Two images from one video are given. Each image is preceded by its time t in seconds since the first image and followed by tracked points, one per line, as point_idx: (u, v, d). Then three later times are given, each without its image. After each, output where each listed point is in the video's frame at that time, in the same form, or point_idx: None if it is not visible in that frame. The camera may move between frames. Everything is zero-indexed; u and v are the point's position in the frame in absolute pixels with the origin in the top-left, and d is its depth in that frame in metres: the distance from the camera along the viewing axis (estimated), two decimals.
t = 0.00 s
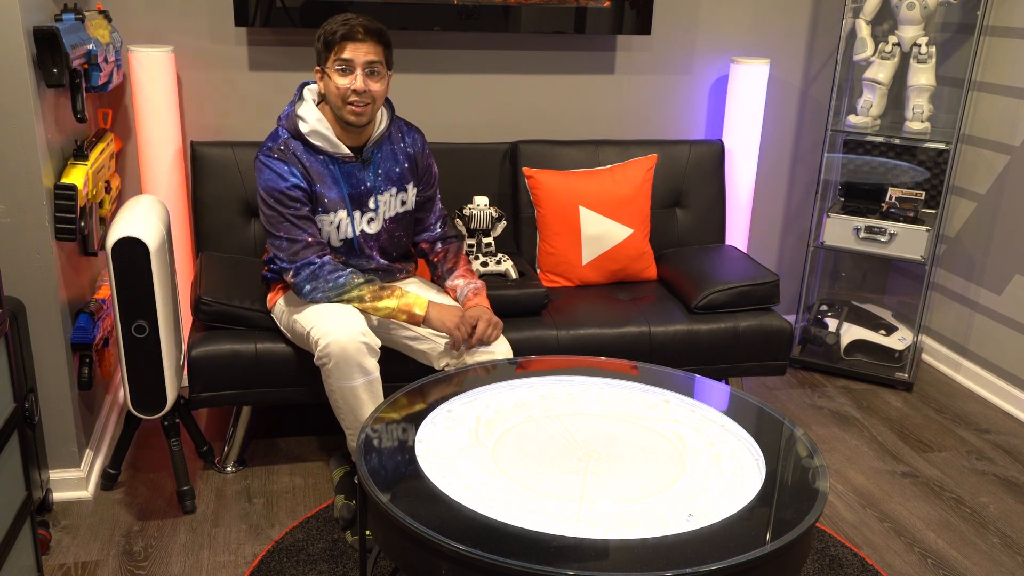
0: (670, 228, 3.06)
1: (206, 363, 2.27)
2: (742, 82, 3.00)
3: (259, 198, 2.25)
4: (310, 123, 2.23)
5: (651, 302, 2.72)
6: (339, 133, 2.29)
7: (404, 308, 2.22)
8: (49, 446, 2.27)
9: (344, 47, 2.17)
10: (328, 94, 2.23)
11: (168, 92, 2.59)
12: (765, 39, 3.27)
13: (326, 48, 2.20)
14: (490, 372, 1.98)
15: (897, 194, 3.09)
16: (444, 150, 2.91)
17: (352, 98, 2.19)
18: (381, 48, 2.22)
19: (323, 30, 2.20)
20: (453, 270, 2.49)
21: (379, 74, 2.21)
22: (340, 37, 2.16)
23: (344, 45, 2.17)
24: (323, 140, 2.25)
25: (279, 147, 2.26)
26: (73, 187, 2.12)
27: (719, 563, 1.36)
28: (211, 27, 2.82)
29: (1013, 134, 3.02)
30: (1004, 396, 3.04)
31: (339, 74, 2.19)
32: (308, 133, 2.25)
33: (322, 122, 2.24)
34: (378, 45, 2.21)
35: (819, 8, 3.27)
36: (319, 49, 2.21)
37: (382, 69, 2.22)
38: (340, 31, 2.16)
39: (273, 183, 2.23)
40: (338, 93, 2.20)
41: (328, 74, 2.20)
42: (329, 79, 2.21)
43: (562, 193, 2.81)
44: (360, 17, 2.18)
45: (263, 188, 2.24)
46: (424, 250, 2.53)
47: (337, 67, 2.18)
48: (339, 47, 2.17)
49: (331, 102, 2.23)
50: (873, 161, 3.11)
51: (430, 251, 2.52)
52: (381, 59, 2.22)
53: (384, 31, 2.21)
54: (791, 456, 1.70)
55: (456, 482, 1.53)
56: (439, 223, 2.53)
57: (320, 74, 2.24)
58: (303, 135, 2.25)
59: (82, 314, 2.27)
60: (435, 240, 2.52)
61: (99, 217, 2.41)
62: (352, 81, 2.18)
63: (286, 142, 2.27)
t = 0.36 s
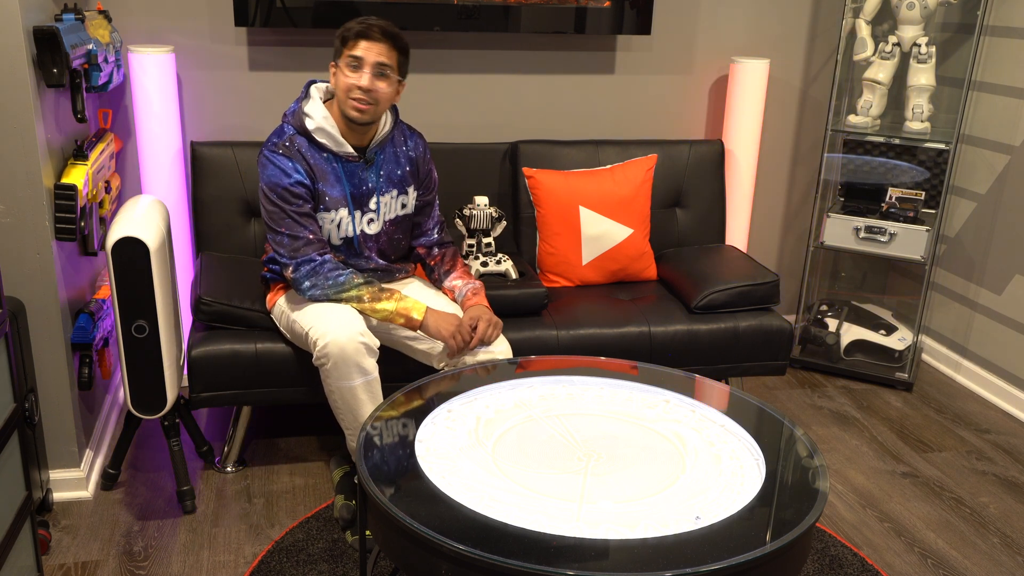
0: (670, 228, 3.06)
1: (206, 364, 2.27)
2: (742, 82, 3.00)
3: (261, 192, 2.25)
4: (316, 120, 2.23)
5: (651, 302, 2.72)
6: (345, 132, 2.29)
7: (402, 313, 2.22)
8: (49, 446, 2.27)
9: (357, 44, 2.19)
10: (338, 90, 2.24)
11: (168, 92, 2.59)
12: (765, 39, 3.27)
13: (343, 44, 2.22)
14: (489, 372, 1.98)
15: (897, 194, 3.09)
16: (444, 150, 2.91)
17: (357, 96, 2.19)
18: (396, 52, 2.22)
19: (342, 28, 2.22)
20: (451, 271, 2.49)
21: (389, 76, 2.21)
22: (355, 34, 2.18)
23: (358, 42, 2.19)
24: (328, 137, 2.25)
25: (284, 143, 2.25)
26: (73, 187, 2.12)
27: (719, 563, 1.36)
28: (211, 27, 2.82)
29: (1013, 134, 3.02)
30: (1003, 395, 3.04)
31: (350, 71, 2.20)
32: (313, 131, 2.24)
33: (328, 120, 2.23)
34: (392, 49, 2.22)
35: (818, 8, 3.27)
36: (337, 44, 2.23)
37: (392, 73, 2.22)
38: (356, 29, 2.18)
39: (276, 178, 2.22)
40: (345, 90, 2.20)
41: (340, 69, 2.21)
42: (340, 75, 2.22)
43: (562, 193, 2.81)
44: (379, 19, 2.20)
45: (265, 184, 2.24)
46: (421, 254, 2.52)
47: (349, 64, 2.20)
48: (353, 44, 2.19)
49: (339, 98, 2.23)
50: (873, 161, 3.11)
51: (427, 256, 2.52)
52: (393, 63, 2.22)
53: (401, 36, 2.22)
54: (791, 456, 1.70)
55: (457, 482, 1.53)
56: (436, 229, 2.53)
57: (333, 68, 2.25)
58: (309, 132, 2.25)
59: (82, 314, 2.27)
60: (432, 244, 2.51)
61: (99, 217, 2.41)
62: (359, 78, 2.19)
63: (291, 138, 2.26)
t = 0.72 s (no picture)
0: (670, 228, 3.06)
1: (206, 363, 2.27)
2: (742, 82, 3.00)
3: (272, 186, 2.24)
4: (332, 117, 2.24)
5: (651, 302, 2.73)
6: (359, 129, 2.30)
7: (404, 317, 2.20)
8: (49, 446, 2.27)
9: (389, 51, 2.18)
10: (361, 92, 2.22)
11: (168, 92, 2.60)
12: (765, 39, 3.27)
13: (369, 47, 2.19)
14: (490, 372, 1.98)
15: (897, 194, 3.09)
16: (444, 150, 2.91)
17: (386, 103, 2.21)
18: (422, 58, 2.24)
19: (367, 29, 2.19)
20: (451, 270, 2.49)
21: (417, 83, 2.23)
22: (388, 42, 2.16)
23: (390, 49, 2.17)
24: (342, 134, 2.26)
25: (299, 138, 2.26)
26: (73, 187, 2.12)
27: (719, 563, 1.36)
28: (211, 27, 2.82)
29: (1013, 134, 3.02)
30: (1003, 395, 3.04)
31: (380, 77, 2.19)
32: (328, 127, 2.25)
33: (343, 117, 2.24)
34: (419, 55, 2.23)
35: (819, 8, 3.27)
36: (360, 44, 2.20)
37: (419, 78, 2.24)
38: (388, 36, 2.16)
39: (288, 174, 2.22)
40: (373, 95, 2.20)
41: (367, 73, 2.20)
42: (366, 78, 2.20)
43: (562, 193, 2.81)
44: (409, 25, 2.19)
45: (277, 178, 2.24)
46: (425, 254, 2.52)
47: (379, 70, 2.19)
48: (385, 51, 2.17)
49: (362, 100, 2.23)
50: (873, 161, 3.11)
51: (431, 255, 2.51)
52: (419, 69, 2.24)
53: (429, 43, 2.23)
54: (791, 456, 1.70)
55: (457, 482, 1.53)
56: (441, 228, 2.53)
57: (355, 69, 2.23)
58: (324, 129, 2.25)
59: (82, 314, 2.27)
60: (436, 244, 2.51)
61: (99, 217, 2.41)
62: (391, 86, 2.19)
63: (306, 133, 2.27)
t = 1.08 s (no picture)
0: (670, 228, 3.06)
1: (206, 363, 2.27)
2: (742, 82, 3.00)
3: (273, 176, 2.24)
4: (344, 112, 2.25)
5: (651, 302, 2.73)
6: (373, 127, 2.29)
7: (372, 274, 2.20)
8: (49, 446, 2.27)
9: (402, 45, 2.17)
10: (375, 88, 2.22)
11: (169, 92, 2.60)
12: (765, 39, 3.27)
13: (381, 42, 2.19)
14: (490, 372, 1.98)
15: (897, 194, 3.09)
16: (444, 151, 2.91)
17: (402, 97, 2.20)
18: (434, 50, 2.24)
19: (377, 25, 2.19)
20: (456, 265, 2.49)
21: (430, 74, 2.23)
22: (399, 35, 2.17)
23: (402, 42, 2.17)
24: (353, 129, 2.27)
25: (306, 130, 2.26)
26: (73, 187, 2.12)
27: (719, 563, 1.36)
28: (211, 27, 2.82)
29: (1013, 134, 3.02)
30: (1003, 395, 3.04)
31: (393, 71, 2.19)
32: (339, 122, 2.26)
33: (354, 113, 2.25)
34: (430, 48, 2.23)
35: (818, 8, 3.27)
36: (372, 41, 2.20)
37: (432, 70, 2.24)
38: (399, 29, 2.17)
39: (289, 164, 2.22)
40: (388, 90, 2.20)
41: (380, 68, 2.19)
42: (380, 73, 2.20)
43: (562, 192, 2.81)
44: (418, 18, 2.20)
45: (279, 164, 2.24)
46: (430, 253, 2.53)
47: (392, 64, 2.18)
48: (398, 44, 2.17)
49: (377, 96, 2.22)
50: (873, 161, 3.11)
51: (435, 254, 2.52)
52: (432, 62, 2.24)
53: (440, 35, 2.23)
54: (791, 456, 1.70)
55: (457, 482, 1.53)
56: (446, 227, 2.53)
57: (367, 65, 2.22)
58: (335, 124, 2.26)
59: (82, 314, 2.27)
60: (440, 243, 2.52)
61: (99, 217, 2.41)
62: (405, 78, 2.19)
63: (314, 126, 2.27)
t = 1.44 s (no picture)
0: (670, 228, 3.06)
1: (206, 363, 2.27)
2: (742, 82, 3.00)
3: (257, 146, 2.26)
4: (345, 103, 2.26)
5: (651, 302, 2.73)
6: (376, 122, 2.30)
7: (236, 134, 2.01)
8: (49, 446, 2.27)
9: (411, 44, 2.19)
10: (382, 87, 2.23)
11: (168, 91, 2.59)
12: (765, 39, 3.27)
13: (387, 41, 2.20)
14: (491, 373, 1.98)
15: (897, 194, 3.09)
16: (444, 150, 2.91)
17: (411, 95, 2.21)
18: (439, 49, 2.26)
19: (383, 24, 2.19)
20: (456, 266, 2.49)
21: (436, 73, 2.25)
22: (408, 35, 2.18)
23: (411, 42, 2.19)
24: (354, 121, 2.28)
25: (304, 113, 2.28)
26: (73, 187, 2.12)
27: (719, 563, 1.36)
28: (211, 27, 2.82)
29: (1013, 134, 3.02)
30: (1003, 395, 3.04)
31: (400, 69, 2.19)
32: (340, 113, 2.27)
33: (356, 104, 2.27)
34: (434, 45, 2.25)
35: (818, 8, 3.27)
36: (377, 40, 2.20)
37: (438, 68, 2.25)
38: (407, 30, 2.18)
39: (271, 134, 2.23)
40: (397, 88, 2.20)
41: (387, 67, 2.20)
42: (387, 72, 2.20)
43: (562, 192, 2.80)
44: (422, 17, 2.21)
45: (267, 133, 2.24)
46: (432, 256, 2.53)
47: (400, 62, 2.19)
48: (406, 43, 2.18)
49: (384, 94, 2.23)
50: (873, 161, 3.10)
51: (439, 256, 2.52)
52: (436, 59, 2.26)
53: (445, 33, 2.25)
54: (790, 456, 1.70)
55: (456, 482, 1.53)
56: (450, 232, 2.53)
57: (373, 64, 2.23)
58: (337, 114, 2.28)
59: (82, 314, 2.27)
60: (443, 248, 2.51)
61: (99, 217, 2.41)
62: (413, 77, 2.20)
63: (314, 112, 2.29)
